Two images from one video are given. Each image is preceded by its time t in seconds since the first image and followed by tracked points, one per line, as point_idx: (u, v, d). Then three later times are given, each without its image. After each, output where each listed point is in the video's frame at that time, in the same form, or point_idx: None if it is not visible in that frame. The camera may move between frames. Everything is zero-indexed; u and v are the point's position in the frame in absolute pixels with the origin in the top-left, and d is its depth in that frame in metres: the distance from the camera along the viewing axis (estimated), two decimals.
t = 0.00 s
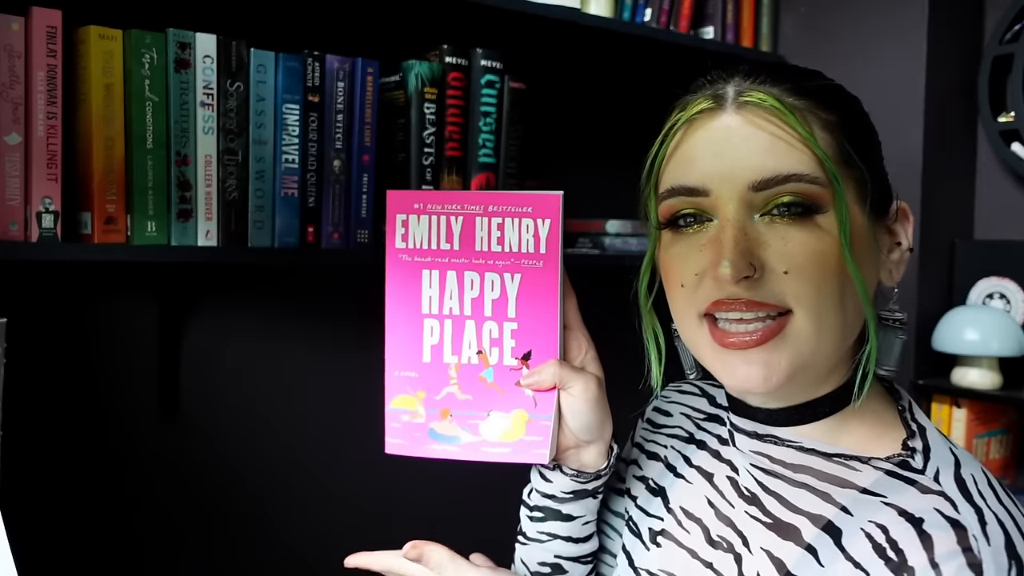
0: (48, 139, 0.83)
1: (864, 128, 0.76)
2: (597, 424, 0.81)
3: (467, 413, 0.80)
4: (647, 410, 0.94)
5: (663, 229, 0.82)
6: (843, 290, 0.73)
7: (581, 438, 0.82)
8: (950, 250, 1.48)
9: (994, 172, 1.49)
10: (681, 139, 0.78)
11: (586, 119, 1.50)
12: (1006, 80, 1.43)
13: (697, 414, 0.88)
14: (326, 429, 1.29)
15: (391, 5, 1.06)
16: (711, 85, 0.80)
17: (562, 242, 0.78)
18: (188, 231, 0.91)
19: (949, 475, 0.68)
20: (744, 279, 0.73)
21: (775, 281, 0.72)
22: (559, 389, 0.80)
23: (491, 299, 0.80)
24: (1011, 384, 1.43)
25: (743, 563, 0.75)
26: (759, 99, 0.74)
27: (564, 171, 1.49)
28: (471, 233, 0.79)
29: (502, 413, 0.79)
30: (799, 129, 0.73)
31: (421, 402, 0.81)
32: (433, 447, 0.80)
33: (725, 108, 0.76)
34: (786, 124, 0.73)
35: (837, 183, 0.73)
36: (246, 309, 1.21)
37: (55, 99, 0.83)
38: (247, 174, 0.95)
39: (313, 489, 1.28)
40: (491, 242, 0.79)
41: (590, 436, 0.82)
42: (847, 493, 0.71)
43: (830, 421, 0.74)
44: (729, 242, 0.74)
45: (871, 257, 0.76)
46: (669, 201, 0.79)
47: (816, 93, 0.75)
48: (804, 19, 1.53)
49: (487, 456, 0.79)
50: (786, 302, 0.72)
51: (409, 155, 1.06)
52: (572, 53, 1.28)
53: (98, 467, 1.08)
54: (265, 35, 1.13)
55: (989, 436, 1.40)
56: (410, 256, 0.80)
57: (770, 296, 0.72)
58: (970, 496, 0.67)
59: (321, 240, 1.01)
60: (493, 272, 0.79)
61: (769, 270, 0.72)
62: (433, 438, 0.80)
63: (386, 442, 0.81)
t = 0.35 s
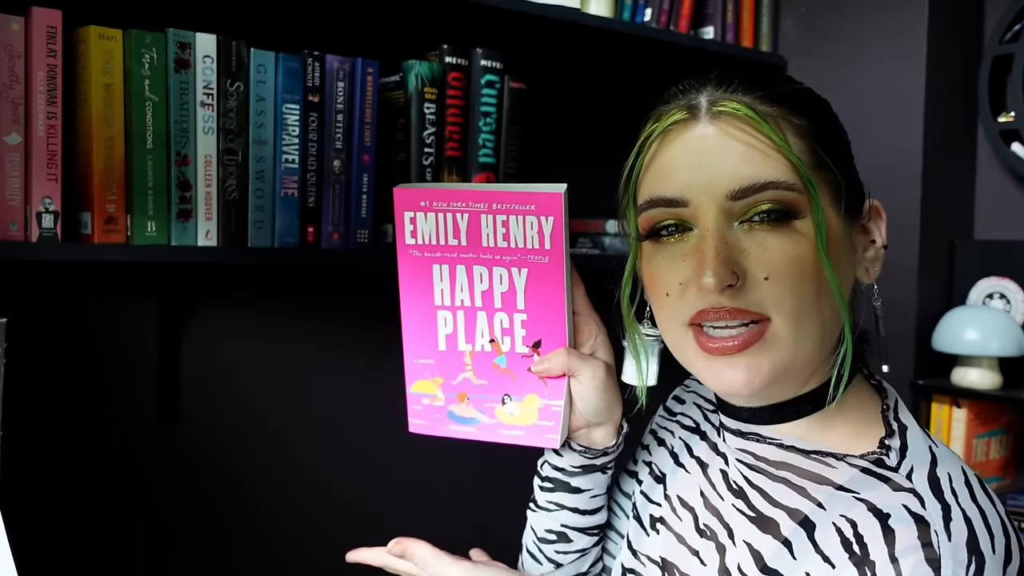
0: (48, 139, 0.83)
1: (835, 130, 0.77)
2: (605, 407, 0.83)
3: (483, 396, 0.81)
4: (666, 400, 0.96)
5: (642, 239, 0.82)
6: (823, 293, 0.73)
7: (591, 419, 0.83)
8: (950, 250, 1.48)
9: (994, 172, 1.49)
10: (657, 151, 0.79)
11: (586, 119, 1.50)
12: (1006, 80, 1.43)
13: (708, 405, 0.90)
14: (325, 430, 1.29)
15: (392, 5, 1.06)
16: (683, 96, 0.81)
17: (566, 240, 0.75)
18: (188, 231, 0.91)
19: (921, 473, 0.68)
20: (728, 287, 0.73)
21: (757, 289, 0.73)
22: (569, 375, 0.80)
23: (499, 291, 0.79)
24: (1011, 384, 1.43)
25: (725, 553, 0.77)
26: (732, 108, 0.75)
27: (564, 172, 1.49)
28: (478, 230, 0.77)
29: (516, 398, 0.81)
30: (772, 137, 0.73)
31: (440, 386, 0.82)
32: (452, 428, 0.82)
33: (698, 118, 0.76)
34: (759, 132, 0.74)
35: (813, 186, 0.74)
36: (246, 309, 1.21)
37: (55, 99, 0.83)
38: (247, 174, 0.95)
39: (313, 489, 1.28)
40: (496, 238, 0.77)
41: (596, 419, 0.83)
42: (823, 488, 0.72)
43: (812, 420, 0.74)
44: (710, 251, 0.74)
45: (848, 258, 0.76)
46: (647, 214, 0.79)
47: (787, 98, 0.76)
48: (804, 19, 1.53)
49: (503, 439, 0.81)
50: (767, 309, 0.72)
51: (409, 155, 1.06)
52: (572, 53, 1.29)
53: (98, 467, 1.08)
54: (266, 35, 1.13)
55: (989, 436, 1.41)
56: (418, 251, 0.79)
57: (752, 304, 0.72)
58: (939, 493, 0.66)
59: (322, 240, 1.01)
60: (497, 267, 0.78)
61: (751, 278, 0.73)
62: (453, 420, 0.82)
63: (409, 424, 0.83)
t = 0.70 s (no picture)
0: (47, 139, 0.83)
1: (819, 137, 0.77)
2: (602, 410, 0.84)
3: (480, 405, 0.81)
4: (661, 398, 0.96)
5: (632, 251, 0.82)
6: (810, 304, 0.74)
7: (588, 423, 0.84)
8: (951, 250, 1.48)
9: (994, 172, 1.49)
10: (643, 165, 0.79)
11: (586, 119, 1.50)
12: (1006, 80, 1.43)
13: (704, 405, 0.90)
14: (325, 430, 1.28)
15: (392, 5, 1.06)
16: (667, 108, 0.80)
17: (562, 247, 0.77)
18: (188, 231, 0.91)
19: (921, 479, 0.68)
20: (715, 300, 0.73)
21: (743, 302, 0.73)
22: (566, 382, 0.81)
23: (493, 300, 0.80)
24: (1011, 384, 1.43)
25: (724, 553, 0.77)
26: (714, 123, 0.75)
27: (564, 172, 1.49)
28: (470, 240, 0.78)
29: (513, 405, 0.81)
30: (753, 150, 0.73)
31: (434, 398, 0.82)
32: (449, 438, 0.82)
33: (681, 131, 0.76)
34: (741, 146, 0.73)
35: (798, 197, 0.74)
36: (246, 309, 1.21)
37: (55, 99, 0.83)
38: (247, 174, 0.95)
39: (313, 489, 1.28)
40: (488, 248, 0.78)
41: (594, 422, 0.84)
42: (823, 493, 0.72)
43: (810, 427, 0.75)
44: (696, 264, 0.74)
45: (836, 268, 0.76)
46: (635, 227, 0.79)
47: (769, 109, 0.75)
48: (804, 19, 1.53)
49: (501, 448, 0.81)
50: (754, 320, 0.73)
51: (409, 155, 1.06)
52: (572, 53, 1.28)
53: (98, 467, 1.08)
54: (266, 35, 1.13)
55: (989, 436, 1.41)
56: (409, 264, 0.80)
57: (738, 316, 0.73)
58: (939, 500, 0.67)
59: (322, 240, 1.01)
60: (490, 276, 0.79)
61: (737, 290, 0.73)
62: (448, 431, 0.82)
63: (403, 436, 0.83)
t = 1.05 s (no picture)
0: (47, 139, 0.83)
1: (824, 139, 0.77)
2: (597, 410, 0.82)
3: (473, 403, 0.79)
4: (651, 399, 0.97)
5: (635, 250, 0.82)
6: (811, 306, 0.74)
7: (583, 422, 0.83)
8: (951, 250, 1.48)
9: (994, 172, 1.49)
10: (648, 163, 0.79)
11: (586, 119, 1.50)
12: (1006, 79, 1.43)
13: (696, 405, 0.91)
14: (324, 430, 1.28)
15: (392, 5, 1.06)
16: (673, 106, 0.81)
17: (562, 243, 0.76)
18: (188, 231, 0.91)
19: (924, 480, 0.68)
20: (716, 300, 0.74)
21: (745, 302, 0.73)
22: (563, 379, 0.80)
23: (489, 297, 0.78)
24: (1011, 384, 1.43)
25: (725, 554, 0.77)
26: (720, 122, 0.75)
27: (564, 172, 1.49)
28: (470, 234, 0.76)
29: (507, 404, 0.79)
30: (758, 150, 0.73)
31: (427, 394, 0.79)
32: (441, 437, 0.79)
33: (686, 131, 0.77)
34: (746, 146, 0.74)
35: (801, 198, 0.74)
36: (246, 309, 1.21)
37: (55, 99, 0.83)
38: (247, 174, 0.95)
39: (313, 489, 1.28)
40: (487, 243, 0.77)
41: (588, 422, 0.83)
42: (826, 493, 0.72)
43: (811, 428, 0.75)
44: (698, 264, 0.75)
45: (838, 269, 0.77)
46: (639, 225, 0.80)
47: (776, 109, 0.75)
48: (804, 19, 1.53)
49: (494, 447, 0.79)
50: (755, 321, 0.73)
51: (409, 155, 1.06)
52: (572, 53, 1.29)
53: (99, 467, 1.08)
54: (266, 35, 1.13)
55: (989, 436, 1.41)
56: (406, 258, 0.77)
57: (740, 316, 0.73)
58: (944, 501, 0.67)
59: (321, 240, 1.01)
60: (488, 273, 0.77)
61: (739, 291, 0.73)
62: (440, 429, 0.79)
63: (393, 433, 0.80)
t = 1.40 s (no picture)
0: (47, 139, 0.83)
1: (837, 137, 0.78)
2: (577, 420, 0.85)
3: (454, 423, 0.81)
4: (640, 402, 0.99)
5: (644, 237, 0.84)
6: (815, 300, 0.75)
7: (563, 434, 0.86)
8: (950, 250, 1.48)
9: (993, 172, 1.49)
10: (660, 151, 0.80)
11: (586, 119, 1.50)
12: (1006, 79, 1.43)
13: (686, 407, 0.93)
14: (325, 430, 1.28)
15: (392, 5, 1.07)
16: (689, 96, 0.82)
17: (530, 254, 0.80)
18: (188, 231, 0.91)
19: (943, 477, 0.69)
20: (720, 288, 0.75)
21: (749, 292, 0.74)
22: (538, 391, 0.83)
23: (464, 313, 0.81)
24: (1011, 384, 1.43)
25: (739, 555, 0.77)
26: (732, 112, 0.76)
27: (564, 172, 1.49)
28: (440, 253, 0.79)
29: (488, 420, 0.82)
30: (770, 142, 0.74)
31: (407, 418, 0.81)
32: (423, 459, 0.81)
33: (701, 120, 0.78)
34: (759, 136, 0.75)
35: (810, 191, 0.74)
36: (246, 309, 1.21)
37: (55, 99, 0.83)
38: (247, 174, 0.95)
39: (313, 489, 1.28)
40: (457, 260, 0.79)
41: (568, 432, 0.85)
42: (845, 493, 0.72)
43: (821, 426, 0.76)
44: (704, 252, 0.76)
45: (845, 265, 0.77)
46: (648, 212, 0.81)
47: (789, 104, 0.77)
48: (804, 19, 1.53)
49: (477, 465, 0.81)
50: (757, 311, 0.74)
51: (409, 155, 1.06)
52: (572, 53, 1.29)
53: (100, 467, 1.09)
54: (266, 35, 1.13)
55: (990, 436, 1.40)
56: (377, 280, 0.79)
57: (743, 306, 0.74)
58: (968, 499, 0.68)
59: (322, 241, 1.01)
60: (461, 288, 0.80)
61: (744, 280, 0.74)
62: (421, 453, 0.81)
63: (375, 460, 0.81)
